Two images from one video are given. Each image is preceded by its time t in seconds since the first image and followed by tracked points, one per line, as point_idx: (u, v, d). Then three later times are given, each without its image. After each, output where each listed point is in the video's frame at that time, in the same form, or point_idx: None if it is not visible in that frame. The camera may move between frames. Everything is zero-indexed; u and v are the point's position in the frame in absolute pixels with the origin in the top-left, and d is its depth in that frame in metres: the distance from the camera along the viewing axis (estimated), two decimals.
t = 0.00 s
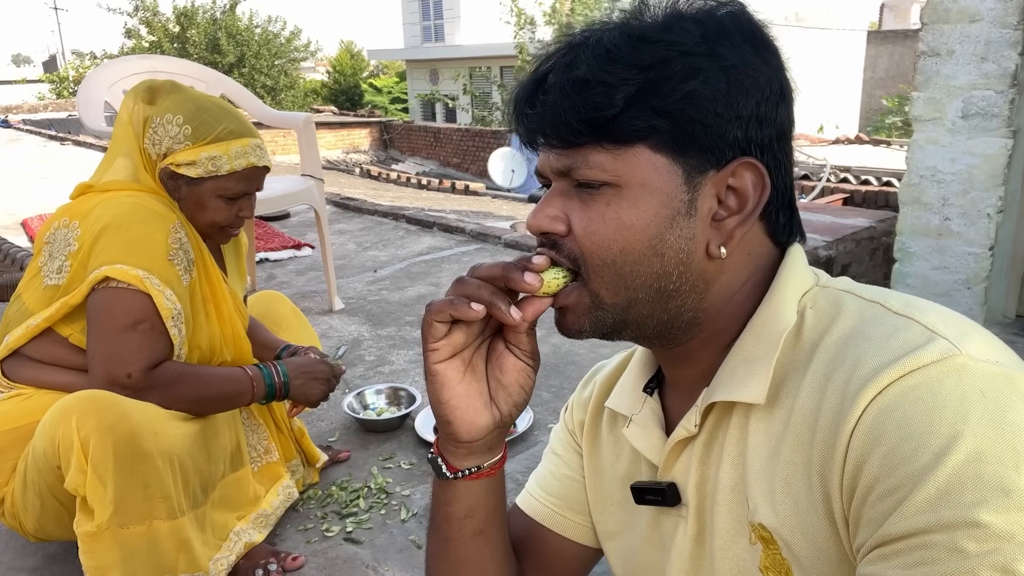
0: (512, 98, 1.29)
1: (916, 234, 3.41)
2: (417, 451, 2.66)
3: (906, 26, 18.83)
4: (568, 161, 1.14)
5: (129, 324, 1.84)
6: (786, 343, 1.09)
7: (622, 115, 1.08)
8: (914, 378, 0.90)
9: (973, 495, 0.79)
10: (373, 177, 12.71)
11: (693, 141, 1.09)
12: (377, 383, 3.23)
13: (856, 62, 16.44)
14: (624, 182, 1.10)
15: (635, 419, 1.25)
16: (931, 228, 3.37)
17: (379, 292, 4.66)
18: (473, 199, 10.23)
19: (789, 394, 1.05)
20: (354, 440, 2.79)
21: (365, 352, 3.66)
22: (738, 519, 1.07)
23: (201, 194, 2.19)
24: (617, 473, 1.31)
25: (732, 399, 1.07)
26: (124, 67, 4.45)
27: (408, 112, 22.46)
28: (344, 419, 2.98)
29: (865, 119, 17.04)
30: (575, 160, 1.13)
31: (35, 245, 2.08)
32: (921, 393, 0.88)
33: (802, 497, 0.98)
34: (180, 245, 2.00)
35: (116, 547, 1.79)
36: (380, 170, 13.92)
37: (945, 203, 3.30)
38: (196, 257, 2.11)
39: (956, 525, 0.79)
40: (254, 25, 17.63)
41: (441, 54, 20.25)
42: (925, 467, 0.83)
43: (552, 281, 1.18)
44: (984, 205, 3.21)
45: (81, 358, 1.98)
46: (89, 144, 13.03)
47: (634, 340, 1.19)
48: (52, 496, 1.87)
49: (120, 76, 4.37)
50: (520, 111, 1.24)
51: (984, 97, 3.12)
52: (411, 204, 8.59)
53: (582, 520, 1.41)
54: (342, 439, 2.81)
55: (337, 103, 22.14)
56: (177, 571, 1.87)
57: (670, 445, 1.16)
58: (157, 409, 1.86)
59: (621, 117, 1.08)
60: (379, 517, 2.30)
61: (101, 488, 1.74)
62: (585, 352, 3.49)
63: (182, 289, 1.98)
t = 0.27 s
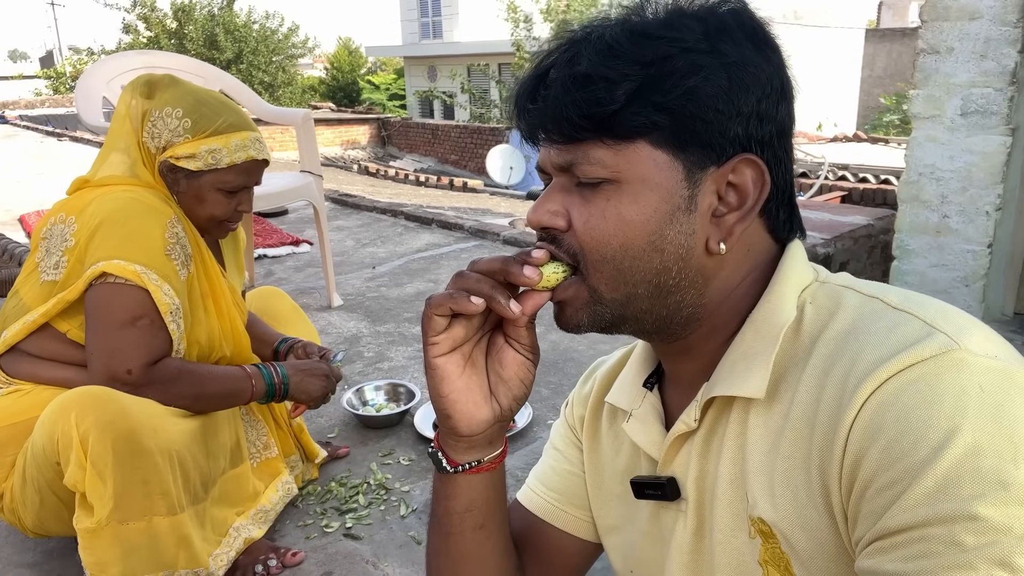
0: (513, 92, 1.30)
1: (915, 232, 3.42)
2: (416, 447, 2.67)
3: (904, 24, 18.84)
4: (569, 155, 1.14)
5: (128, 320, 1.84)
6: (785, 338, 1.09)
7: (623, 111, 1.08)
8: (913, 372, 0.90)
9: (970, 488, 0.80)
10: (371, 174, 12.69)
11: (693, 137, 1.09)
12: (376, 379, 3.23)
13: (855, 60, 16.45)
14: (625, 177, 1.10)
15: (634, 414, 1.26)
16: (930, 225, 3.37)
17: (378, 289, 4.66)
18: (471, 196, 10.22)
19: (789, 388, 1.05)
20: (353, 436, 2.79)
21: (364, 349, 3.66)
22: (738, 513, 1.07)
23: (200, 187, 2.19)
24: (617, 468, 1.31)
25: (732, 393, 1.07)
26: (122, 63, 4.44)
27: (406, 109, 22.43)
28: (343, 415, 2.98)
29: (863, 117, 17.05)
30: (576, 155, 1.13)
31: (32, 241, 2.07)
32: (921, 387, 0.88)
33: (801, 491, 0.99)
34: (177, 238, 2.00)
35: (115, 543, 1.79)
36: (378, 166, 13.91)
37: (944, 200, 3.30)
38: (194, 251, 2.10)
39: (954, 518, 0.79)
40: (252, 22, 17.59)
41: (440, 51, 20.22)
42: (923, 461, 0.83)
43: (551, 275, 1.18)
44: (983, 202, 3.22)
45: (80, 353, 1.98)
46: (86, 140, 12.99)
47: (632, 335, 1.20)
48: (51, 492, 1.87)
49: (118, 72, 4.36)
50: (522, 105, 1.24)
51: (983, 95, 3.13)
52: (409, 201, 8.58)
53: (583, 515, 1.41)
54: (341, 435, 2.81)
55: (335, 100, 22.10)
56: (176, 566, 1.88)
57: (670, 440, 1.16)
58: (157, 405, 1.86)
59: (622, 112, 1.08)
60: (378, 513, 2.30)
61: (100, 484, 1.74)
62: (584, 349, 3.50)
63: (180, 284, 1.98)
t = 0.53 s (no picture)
0: (515, 86, 1.29)
1: (913, 231, 3.42)
2: (415, 445, 2.66)
3: (902, 24, 18.86)
4: (568, 153, 1.14)
5: (128, 316, 1.84)
6: (784, 337, 1.09)
7: (624, 109, 1.08)
8: (912, 371, 0.90)
9: (969, 488, 0.79)
10: (369, 172, 12.68)
11: (694, 137, 1.09)
12: (375, 377, 3.22)
13: (853, 59, 16.45)
14: (624, 175, 1.10)
15: (634, 412, 1.25)
16: (929, 224, 3.38)
17: (376, 286, 4.65)
18: (470, 194, 10.21)
19: (788, 387, 1.05)
20: (351, 434, 2.79)
21: (363, 346, 3.65)
22: (737, 512, 1.07)
23: (198, 181, 2.19)
24: (616, 467, 1.31)
25: (731, 392, 1.07)
26: (120, 59, 4.43)
27: (405, 107, 22.40)
28: (341, 412, 2.98)
29: (861, 116, 17.07)
30: (576, 152, 1.13)
31: (30, 237, 2.07)
32: (920, 386, 0.88)
33: (800, 490, 0.99)
34: (174, 234, 1.99)
35: (114, 540, 1.79)
36: (377, 164, 13.89)
37: (943, 199, 3.31)
38: (192, 247, 2.10)
39: (952, 517, 0.79)
40: (251, 19, 17.55)
41: (438, 49, 20.19)
42: (922, 460, 0.83)
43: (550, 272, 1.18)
44: (982, 201, 3.22)
45: (78, 349, 1.97)
46: (83, 136, 12.95)
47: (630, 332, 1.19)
48: (50, 489, 1.86)
49: (117, 68, 4.35)
50: (523, 100, 1.24)
51: (982, 94, 3.13)
52: (408, 199, 8.57)
53: (583, 513, 1.41)
54: (340, 433, 2.81)
55: (333, 97, 22.06)
56: (175, 564, 1.88)
57: (669, 439, 1.16)
58: (156, 402, 1.85)
59: (623, 110, 1.08)
60: (377, 510, 2.30)
61: (99, 481, 1.74)
62: (582, 347, 3.49)
63: (178, 280, 1.97)
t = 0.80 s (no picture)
0: (514, 89, 1.29)
1: (913, 231, 3.42)
2: (414, 445, 2.66)
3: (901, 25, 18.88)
4: (566, 154, 1.13)
5: (129, 314, 1.83)
6: (785, 338, 1.08)
7: (623, 111, 1.07)
8: (914, 372, 0.89)
9: (971, 489, 0.79)
10: (368, 171, 12.67)
11: (693, 138, 1.08)
12: (373, 377, 3.22)
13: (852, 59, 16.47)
14: (621, 176, 1.09)
15: (635, 413, 1.25)
16: (928, 225, 3.38)
17: (375, 286, 4.65)
18: (468, 193, 10.21)
19: (789, 388, 1.05)
20: (350, 434, 2.78)
21: (362, 346, 3.64)
22: (739, 513, 1.06)
23: (197, 179, 2.18)
24: (617, 467, 1.31)
25: (733, 392, 1.07)
26: (119, 57, 4.42)
27: (403, 106, 22.39)
28: (340, 412, 2.97)
29: (859, 117, 17.09)
30: (574, 153, 1.12)
31: (28, 235, 2.06)
32: (921, 387, 0.88)
33: (802, 491, 0.98)
34: (174, 233, 1.98)
35: (113, 538, 1.78)
36: (376, 163, 13.88)
37: (942, 200, 3.31)
38: (191, 245, 2.09)
39: (954, 519, 0.79)
40: (249, 18, 17.52)
41: (437, 48, 20.18)
42: (924, 461, 0.83)
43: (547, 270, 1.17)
44: (981, 202, 3.22)
45: (77, 348, 1.96)
46: (81, 135, 12.91)
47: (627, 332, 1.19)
48: (48, 487, 1.86)
49: (116, 66, 4.34)
50: (521, 102, 1.23)
51: (982, 95, 3.13)
52: (406, 198, 8.56)
53: (584, 514, 1.41)
54: (339, 432, 2.80)
55: (332, 97, 22.03)
56: (173, 563, 1.87)
57: (671, 439, 1.16)
58: (157, 401, 1.85)
59: (621, 112, 1.07)
60: (376, 510, 2.29)
61: (98, 479, 1.73)
62: (581, 347, 3.49)
63: (179, 279, 1.97)
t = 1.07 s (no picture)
0: (517, 82, 1.30)
1: (912, 232, 3.43)
2: (413, 444, 2.66)
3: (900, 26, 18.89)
4: (566, 146, 1.14)
5: (127, 313, 1.83)
6: (782, 337, 1.08)
7: (622, 103, 1.08)
8: (910, 371, 0.90)
9: (967, 488, 0.79)
10: (367, 171, 12.66)
11: (691, 133, 1.09)
12: (373, 376, 3.22)
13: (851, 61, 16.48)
14: (620, 168, 1.10)
15: (632, 412, 1.25)
16: (927, 226, 3.38)
17: (374, 286, 4.65)
18: (468, 194, 10.20)
19: (786, 388, 1.05)
20: (350, 433, 2.78)
21: (361, 345, 3.64)
22: (736, 512, 1.06)
23: (200, 174, 2.18)
24: (615, 466, 1.31)
25: (730, 392, 1.07)
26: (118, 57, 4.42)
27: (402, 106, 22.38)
28: (339, 411, 2.97)
29: (858, 118, 17.10)
30: (574, 145, 1.13)
31: (26, 234, 2.06)
32: (918, 387, 0.88)
33: (799, 492, 0.98)
34: (171, 232, 1.99)
35: (111, 537, 1.78)
36: (375, 164, 13.88)
37: (942, 201, 3.31)
38: (188, 244, 2.09)
39: (951, 518, 0.79)
40: (248, 17, 17.51)
41: (436, 48, 20.17)
42: (921, 460, 0.83)
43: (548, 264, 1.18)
44: (980, 203, 3.23)
45: (74, 348, 1.96)
46: (79, 135, 12.88)
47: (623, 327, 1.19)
48: (47, 486, 1.86)
49: (115, 65, 4.34)
50: (523, 96, 1.24)
51: (981, 96, 3.13)
52: (405, 198, 8.56)
53: (583, 513, 1.41)
54: (338, 432, 2.80)
55: (331, 97, 22.01)
56: (172, 562, 1.87)
57: (668, 439, 1.16)
58: (155, 400, 1.85)
59: (622, 105, 1.08)
60: (376, 509, 2.29)
61: (97, 478, 1.73)
62: (581, 347, 3.49)
63: (176, 278, 1.96)
